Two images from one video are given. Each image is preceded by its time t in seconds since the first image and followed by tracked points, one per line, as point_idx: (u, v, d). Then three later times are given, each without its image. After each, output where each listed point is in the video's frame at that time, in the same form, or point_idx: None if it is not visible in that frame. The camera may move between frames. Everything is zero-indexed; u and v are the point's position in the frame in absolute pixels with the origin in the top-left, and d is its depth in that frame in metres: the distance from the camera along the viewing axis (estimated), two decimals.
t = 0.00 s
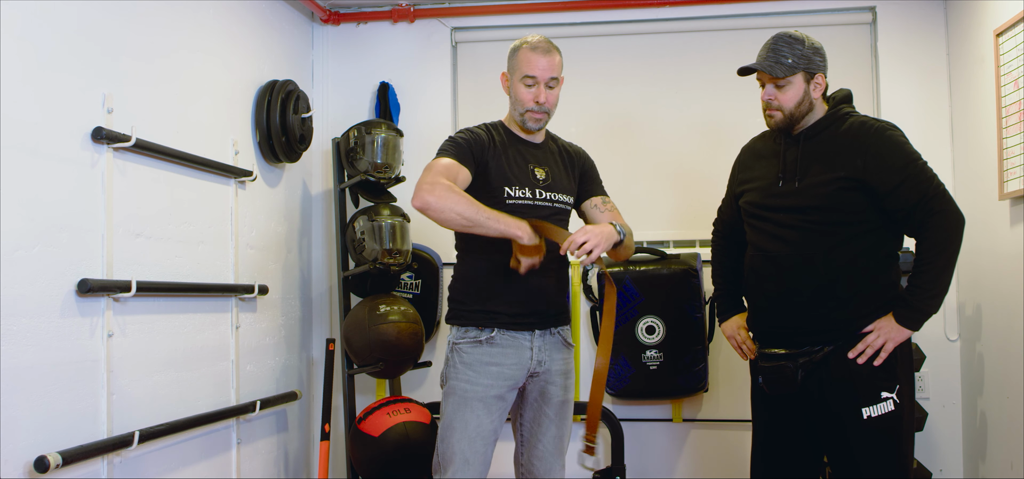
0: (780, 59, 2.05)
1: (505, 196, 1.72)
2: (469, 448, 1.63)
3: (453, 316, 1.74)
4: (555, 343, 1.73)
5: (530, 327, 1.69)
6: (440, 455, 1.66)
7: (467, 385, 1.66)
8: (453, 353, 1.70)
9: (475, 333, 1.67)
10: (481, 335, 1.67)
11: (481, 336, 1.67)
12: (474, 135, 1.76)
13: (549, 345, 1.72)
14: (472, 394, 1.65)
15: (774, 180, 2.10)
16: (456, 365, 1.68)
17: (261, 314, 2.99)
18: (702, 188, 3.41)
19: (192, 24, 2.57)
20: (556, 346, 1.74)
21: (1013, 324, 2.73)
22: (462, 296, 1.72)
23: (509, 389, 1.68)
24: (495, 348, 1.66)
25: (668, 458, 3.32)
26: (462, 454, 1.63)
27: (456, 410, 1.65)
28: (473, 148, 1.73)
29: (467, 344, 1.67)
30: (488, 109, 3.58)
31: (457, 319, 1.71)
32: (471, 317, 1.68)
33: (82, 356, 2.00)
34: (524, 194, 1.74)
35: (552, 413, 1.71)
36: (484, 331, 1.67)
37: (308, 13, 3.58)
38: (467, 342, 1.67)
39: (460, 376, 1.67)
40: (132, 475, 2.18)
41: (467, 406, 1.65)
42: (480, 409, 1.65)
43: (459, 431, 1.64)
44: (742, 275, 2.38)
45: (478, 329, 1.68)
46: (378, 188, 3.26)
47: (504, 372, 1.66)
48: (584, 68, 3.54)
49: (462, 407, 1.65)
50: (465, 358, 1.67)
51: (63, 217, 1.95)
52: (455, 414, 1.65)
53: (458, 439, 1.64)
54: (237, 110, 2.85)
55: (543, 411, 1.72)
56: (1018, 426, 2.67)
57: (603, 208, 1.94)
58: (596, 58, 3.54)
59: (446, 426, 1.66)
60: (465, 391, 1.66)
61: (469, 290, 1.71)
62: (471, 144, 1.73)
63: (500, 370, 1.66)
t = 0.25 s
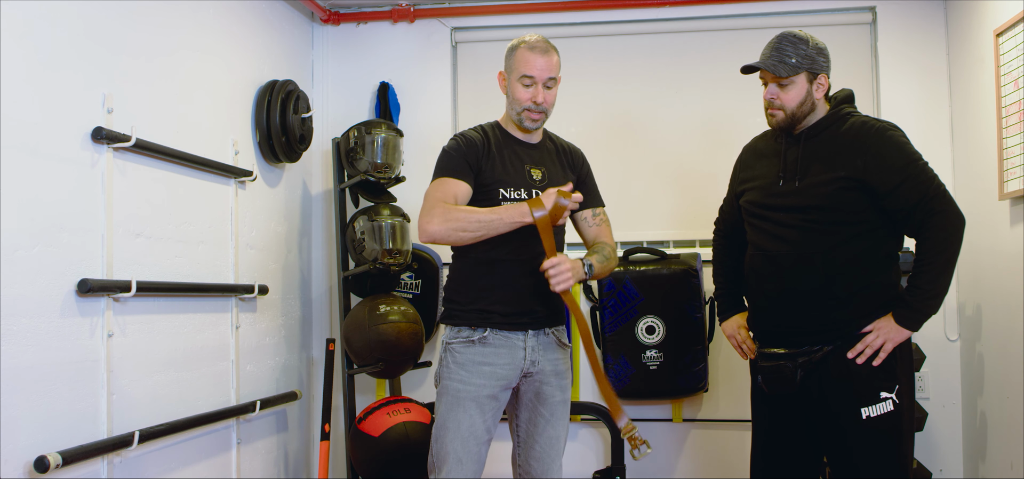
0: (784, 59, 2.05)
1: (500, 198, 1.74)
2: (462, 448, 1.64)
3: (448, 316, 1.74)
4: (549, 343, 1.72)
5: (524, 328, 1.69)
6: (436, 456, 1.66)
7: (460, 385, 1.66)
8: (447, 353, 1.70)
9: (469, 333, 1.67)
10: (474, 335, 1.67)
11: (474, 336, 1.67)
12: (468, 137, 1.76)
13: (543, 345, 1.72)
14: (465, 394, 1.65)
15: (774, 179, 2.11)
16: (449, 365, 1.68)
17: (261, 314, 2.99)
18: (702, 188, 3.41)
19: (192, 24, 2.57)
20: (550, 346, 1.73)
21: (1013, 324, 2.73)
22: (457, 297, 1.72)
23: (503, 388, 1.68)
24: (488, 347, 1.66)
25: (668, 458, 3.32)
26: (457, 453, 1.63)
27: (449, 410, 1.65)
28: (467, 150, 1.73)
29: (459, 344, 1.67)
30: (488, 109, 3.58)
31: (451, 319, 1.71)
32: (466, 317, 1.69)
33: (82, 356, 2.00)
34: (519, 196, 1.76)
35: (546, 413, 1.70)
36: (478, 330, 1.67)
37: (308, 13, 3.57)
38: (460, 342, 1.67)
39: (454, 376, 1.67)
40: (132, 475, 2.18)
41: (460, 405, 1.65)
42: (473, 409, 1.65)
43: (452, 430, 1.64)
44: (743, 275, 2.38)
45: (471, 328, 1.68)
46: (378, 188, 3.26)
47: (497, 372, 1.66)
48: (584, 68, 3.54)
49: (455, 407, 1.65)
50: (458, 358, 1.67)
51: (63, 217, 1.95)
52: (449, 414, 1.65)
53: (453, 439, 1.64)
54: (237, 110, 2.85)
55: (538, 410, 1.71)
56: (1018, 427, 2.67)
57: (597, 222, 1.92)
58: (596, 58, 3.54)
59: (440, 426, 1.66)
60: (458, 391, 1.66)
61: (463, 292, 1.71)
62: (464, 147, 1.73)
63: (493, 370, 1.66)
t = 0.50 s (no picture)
0: (786, 59, 2.04)
1: (497, 201, 1.72)
2: (459, 446, 1.61)
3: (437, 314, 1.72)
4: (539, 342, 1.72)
5: (511, 326, 1.69)
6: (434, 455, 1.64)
7: (454, 382, 1.63)
8: (437, 351, 1.67)
9: (459, 331, 1.66)
10: (465, 333, 1.65)
11: (464, 334, 1.65)
12: (471, 135, 1.74)
13: (533, 343, 1.71)
14: (460, 391, 1.62)
15: (775, 179, 2.11)
16: (441, 363, 1.65)
17: (261, 314, 2.99)
18: (702, 188, 3.42)
19: (192, 24, 2.57)
20: (540, 345, 1.73)
21: (1014, 324, 2.72)
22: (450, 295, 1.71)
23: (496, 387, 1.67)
24: (478, 345, 1.65)
25: (668, 458, 3.32)
26: (455, 451, 1.61)
27: (445, 408, 1.63)
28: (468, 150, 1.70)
29: (451, 342, 1.65)
30: (488, 110, 3.58)
31: (441, 317, 1.70)
32: (456, 315, 1.68)
33: (82, 356, 2.00)
34: (516, 200, 1.73)
35: (544, 411, 1.70)
36: (468, 328, 1.66)
37: (308, 13, 3.58)
38: (452, 340, 1.65)
39: (447, 374, 1.65)
40: (132, 475, 2.18)
41: (456, 403, 1.62)
42: (468, 407, 1.63)
43: (449, 428, 1.61)
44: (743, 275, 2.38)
45: (461, 326, 1.66)
46: (378, 188, 3.26)
47: (490, 369, 1.65)
48: (584, 68, 3.54)
49: (451, 405, 1.62)
50: (450, 356, 1.65)
51: (63, 217, 1.95)
52: (445, 411, 1.62)
53: (450, 436, 1.62)
54: (237, 110, 2.85)
55: (533, 408, 1.70)
56: (1018, 427, 2.67)
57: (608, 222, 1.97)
58: (596, 58, 3.54)
59: (437, 424, 1.63)
60: (453, 389, 1.63)
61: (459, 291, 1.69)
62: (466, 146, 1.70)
63: (486, 367, 1.65)
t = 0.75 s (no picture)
0: (786, 59, 2.04)
1: (477, 212, 1.66)
2: (413, 444, 1.56)
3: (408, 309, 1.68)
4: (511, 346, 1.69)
5: (479, 334, 1.65)
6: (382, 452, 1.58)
7: (417, 381, 1.60)
8: (404, 348, 1.64)
9: (427, 330, 1.62)
10: (431, 333, 1.62)
11: (431, 334, 1.62)
12: (453, 144, 1.66)
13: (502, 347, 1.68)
14: (422, 391, 1.59)
15: (775, 179, 2.11)
16: (406, 360, 1.62)
17: (261, 314, 2.99)
18: (702, 188, 3.41)
19: (192, 24, 2.57)
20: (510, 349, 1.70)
21: (1014, 324, 2.72)
22: (422, 294, 1.65)
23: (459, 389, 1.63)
24: (444, 347, 1.61)
25: (668, 458, 3.32)
26: (405, 449, 1.56)
27: (404, 406, 1.58)
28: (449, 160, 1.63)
29: (418, 340, 1.62)
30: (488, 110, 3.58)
31: (408, 315, 1.66)
32: (423, 314, 1.64)
33: (82, 356, 2.00)
34: (498, 211, 1.67)
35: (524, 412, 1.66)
36: (435, 329, 1.62)
37: (308, 13, 3.57)
38: (419, 338, 1.62)
39: (410, 371, 1.61)
40: (132, 475, 2.18)
41: (416, 402, 1.59)
42: (429, 406, 1.59)
43: (405, 425, 1.57)
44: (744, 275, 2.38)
45: (429, 326, 1.63)
46: (378, 188, 3.27)
47: (453, 371, 1.61)
48: (584, 68, 3.54)
49: (411, 403, 1.58)
50: (416, 354, 1.62)
51: (63, 217, 1.95)
52: (404, 408, 1.58)
53: (403, 434, 1.57)
54: (237, 110, 2.85)
55: (511, 409, 1.67)
56: (1018, 426, 2.67)
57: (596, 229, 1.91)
58: (596, 58, 3.54)
59: (392, 421, 1.58)
60: (414, 387, 1.60)
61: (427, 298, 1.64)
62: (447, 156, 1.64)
63: (451, 369, 1.62)
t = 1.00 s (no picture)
0: (783, 59, 2.04)
1: (419, 240, 1.65)
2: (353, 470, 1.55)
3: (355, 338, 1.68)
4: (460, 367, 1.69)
5: (427, 356, 1.65)
6: None
7: (363, 408, 1.60)
8: (351, 375, 1.64)
9: (376, 358, 1.62)
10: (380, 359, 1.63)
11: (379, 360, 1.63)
12: (383, 177, 1.65)
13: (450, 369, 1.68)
14: (367, 417, 1.59)
15: (775, 180, 2.11)
16: (352, 387, 1.62)
17: (261, 314, 2.99)
18: (702, 188, 3.41)
19: (191, 24, 2.57)
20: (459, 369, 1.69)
21: (1013, 324, 2.73)
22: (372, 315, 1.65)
23: (408, 411, 1.63)
24: (392, 372, 1.62)
25: (668, 458, 3.32)
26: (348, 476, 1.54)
27: (349, 432, 1.58)
28: (382, 193, 1.62)
29: (366, 367, 1.63)
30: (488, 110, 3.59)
31: (359, 341, 1.65)
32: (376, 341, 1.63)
33: (82, 355, 2.00)
34: (440, 238, 1.66)
35: (488, 418, 1.65)
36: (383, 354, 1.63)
37: (308, 13, 3.57)
38: (366, 365, 1.62)
39: (356, 398, 1.61)
40: (132, 475, 2.18)
41: (362, 429, 1.59)
42: (370, 432, 1.59)
43: (343, 451, 1.56)
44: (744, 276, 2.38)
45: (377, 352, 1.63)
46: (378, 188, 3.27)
47: (402, 396, 1.62)
48: (584, 68, 3.54)
49: (357, 429, 1.58)
50: (363, 380, 1.62)
51: (63, 217, 1.95)
52: (346, 435, 1.57)
53: (347, 460, 1.55)
54: (237, 110, 2.85)
55: (474, 418, 1.65)
56: (1017, 426, 2.67)
57: (526, 253, 1.93)
58: (596, 58, 3.54)
59: (336, 448, 1.57)
60: (361, 414, 1.60)
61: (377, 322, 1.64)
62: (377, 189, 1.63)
63: (399, 393, 1.62)
